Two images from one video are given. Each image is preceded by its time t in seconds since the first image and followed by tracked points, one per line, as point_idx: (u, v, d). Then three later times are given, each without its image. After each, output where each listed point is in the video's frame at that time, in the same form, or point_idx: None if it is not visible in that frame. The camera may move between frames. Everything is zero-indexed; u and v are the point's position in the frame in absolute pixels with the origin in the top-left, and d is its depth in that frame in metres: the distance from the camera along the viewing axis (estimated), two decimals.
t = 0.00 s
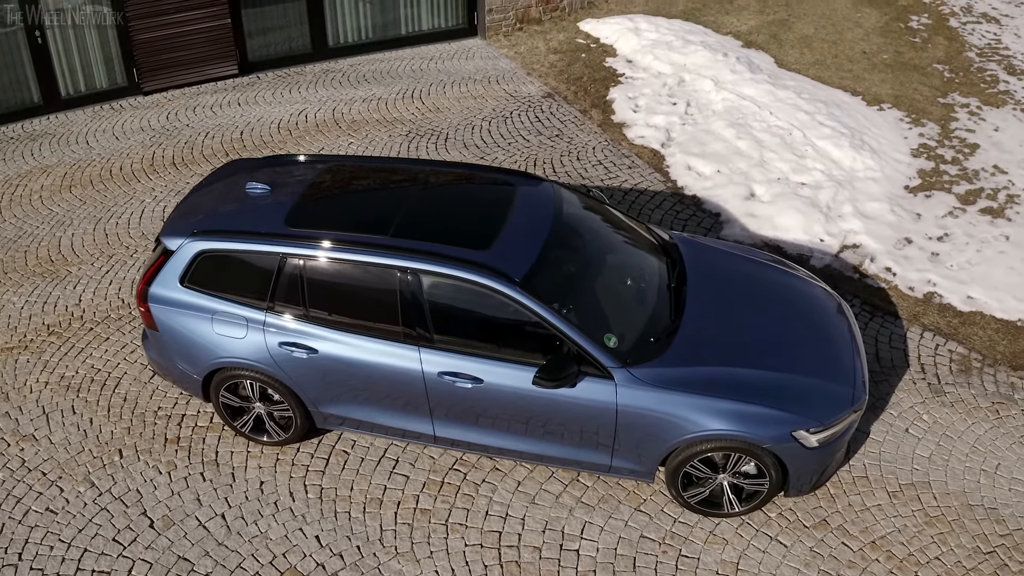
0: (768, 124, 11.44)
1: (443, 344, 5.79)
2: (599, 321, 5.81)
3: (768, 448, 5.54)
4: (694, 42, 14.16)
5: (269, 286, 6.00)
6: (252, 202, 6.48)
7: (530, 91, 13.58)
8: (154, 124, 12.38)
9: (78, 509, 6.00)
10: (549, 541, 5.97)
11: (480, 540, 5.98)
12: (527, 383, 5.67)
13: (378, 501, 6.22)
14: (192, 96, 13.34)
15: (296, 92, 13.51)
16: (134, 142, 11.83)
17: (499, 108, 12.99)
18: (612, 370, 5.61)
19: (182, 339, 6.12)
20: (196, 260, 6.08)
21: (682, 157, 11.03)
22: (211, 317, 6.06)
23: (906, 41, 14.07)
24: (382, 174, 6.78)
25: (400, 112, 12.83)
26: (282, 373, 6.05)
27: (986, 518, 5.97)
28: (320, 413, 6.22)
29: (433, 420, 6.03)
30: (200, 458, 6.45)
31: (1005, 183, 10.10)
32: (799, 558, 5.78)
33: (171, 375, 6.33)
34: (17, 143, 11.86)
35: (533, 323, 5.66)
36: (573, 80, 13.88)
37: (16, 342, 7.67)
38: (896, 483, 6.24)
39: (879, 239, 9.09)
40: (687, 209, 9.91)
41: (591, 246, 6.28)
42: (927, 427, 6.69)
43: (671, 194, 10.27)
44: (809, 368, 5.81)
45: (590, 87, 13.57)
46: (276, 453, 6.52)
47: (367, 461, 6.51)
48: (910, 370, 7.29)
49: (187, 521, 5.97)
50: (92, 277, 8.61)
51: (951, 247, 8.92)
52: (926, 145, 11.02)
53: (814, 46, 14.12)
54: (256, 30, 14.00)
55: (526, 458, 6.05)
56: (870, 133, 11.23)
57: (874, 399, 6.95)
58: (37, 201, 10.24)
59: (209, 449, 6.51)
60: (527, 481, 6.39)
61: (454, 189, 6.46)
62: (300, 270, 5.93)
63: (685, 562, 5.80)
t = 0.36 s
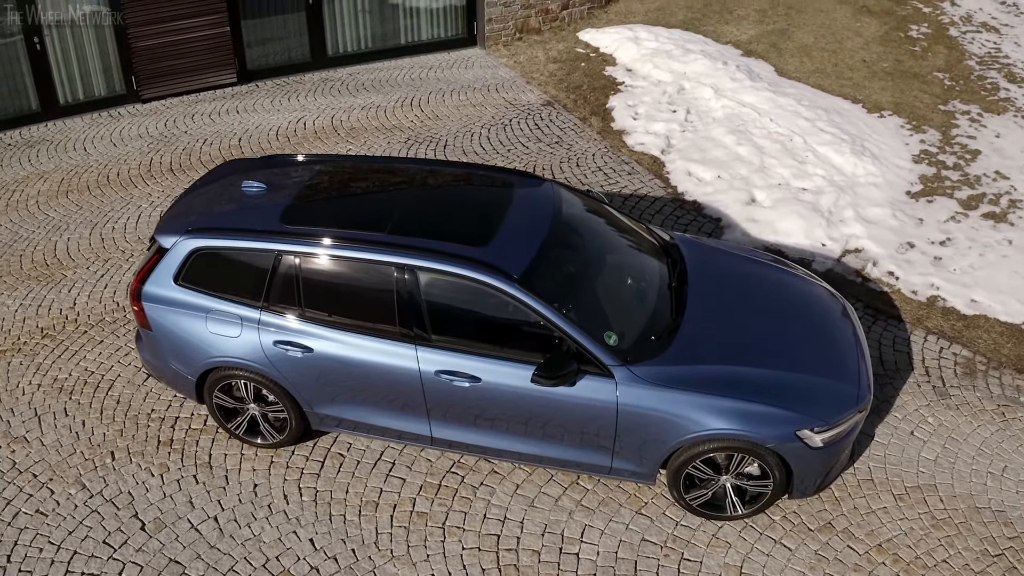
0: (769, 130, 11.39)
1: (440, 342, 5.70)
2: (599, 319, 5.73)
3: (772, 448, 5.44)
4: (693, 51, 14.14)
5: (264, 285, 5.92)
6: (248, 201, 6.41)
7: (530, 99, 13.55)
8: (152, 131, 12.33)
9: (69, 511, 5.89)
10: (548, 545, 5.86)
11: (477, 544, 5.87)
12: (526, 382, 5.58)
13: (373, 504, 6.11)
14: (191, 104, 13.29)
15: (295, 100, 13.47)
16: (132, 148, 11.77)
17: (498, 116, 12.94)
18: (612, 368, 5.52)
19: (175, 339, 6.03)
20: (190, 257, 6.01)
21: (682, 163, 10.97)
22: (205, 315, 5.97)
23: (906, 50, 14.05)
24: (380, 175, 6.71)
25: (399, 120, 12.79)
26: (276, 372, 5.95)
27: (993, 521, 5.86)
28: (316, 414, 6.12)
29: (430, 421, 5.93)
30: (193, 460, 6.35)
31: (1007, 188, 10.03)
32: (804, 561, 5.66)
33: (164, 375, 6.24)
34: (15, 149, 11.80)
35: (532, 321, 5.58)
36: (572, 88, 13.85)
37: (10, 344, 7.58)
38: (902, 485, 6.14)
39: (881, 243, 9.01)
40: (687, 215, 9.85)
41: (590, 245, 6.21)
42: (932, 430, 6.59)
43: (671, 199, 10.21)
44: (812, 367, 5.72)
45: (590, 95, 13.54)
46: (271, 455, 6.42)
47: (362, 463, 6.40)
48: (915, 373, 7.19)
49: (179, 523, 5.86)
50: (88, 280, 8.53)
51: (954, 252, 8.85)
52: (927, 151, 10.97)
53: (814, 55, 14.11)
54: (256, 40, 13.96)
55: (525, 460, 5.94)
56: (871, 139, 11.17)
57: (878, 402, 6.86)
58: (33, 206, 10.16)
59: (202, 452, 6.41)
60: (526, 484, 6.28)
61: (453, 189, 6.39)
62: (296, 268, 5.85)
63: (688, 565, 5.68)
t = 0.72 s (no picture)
0: (769, 138, 11.35)
1: (438, 340, 5.62)
2: (600, 317, 5.65)
3: (776, 448, 5.35)
4: (693, 60, 14.12)
5: (260, 283, 5.84)
6: (245, 202, 6.35)
7: (529, 108, 13.53)
8: (150, 139, 12.28)
9: (59, 514, 5.78)
10: (548, 548, 5.75)
11: (475, 547, 5.76)
12: (525, 380, 5.49)
13: (369, 508, 6.01)
14: (190, 113, 13.24)
15: (294, 109, 13.43)
16: (130, 156, 11.71)
17: (498, 124, 12.91)
18: (613, 366, 5.43)
19: (170, 338, 5.95)
20: (184, 256, 5.94)
21: (683, 170, 10.92)
22: (199, 314, 5.89)
23: (906, 59, 14.04)
24: (379, 177, 6.65)
25: (398, 128, 12.75)
26: (272, 372, 5.86)
27: (1002, 523, 5.76)
28: (311, 415, 6.03)
29: (428, 422, 5.83)
30: (187, 463, 6.24)
31: (1009, 194, 9.97)
32: (809, 565, 5.55)
33: (158, 376, 6.15)
34: (12, 156, 11.74)
35: (531, 318, 5.50)
36: (572, 97, 13.83)
37: (3, 347, 7.49)
38: (908, 489, 6.03)
39: (883, 248, 8.94)
40: (688, 220, 9.78)
41: (590, 244, 6.14)
42: (938, 433, 6.49)
43: (672, 206, 10.14)
44: (816, 366, 5.64)
45: (590, 104, 13.51)
46: (265, 458, 6.32)
47: (359, 466, 6.30)
48: (919, 376, 7.10)
49: (171, 526, 5.75)
50: (83, 285, 8.45)
51: (957, 256, 8.77)
52: (928, 158, 10.92)
53: (814, 65, 14.10)
54: (255, 52, 13.96)
55: (524, 462, 5.84)
56: (872, 147, 11.13)
57: (883, 405, 6.76)
58: (30, 211, 10.09)
59: (196, 455, 6.30)
60: (525, 487, 6.17)
61: (453, 188, 6.33)
62: (292, 265, 5.78)
63: (690, 569, 5.57)
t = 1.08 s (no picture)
0: (770, 145, 11.31)
1: (435, 338, 5.53)
2: (600, 315, 5.57)
3: (781, 447, 5.25)
4: (693, 70, 14.11)
5: (256, 281, 5.77)
6: (241, 201, 6.29)
7: (529, 117, 13.49)
8: (149, 147, 12.22)
9: (50, 515, 5.68)
10: (548, 551, 5.64)
11: (473, 550, 5.65)
12: (524, 378, 5.40)
13: (366, 510, 5.90)
14: (189, 121, 13.18)
15: (293, 117, 13.39)
16: (128, 163, 11.64)
17: (497, 133, 12.87)
18: (613, 364, 5.35)
19: (164, 337, 5.87)
20: (180, 254, 5.87)
21: (683, 177, 10.86)
22: (194, 312, 5.81)
23: (906, 69, 14.03)
24: (378, 178, 6.58)
25: (397, 137, 12.71)
26: (266, 371, 5.78)
27: (1010, 526, 5.65)
28: (307, 416, 5.93)
29: (426, 423, 5.74)
30: (180, 465, 6.14)
31: (1012, 200, 9.91)
32: (814, 567, 5.43)
33: (151, 376, 6.07)
34: (10, 163, 11.68)
35: (531, 315, 5.43)
36: (572, 106, 13.80)
37: None
38: (915, 491, 5.93)
39: (886, 253, 8.87)
40: (688, 226, 9.72)
41: (590, 244, 6.08)
42: (944, 436, 6.39)
43: (672, 212, 10.08)
44: (820, 365, 5.56)
45: (590, 113, 13.48)
46: (260, 461, 6.22)
47: (355, 469, 6.20)
48: (924, 380, 7.01)
49: (163, 528, 5.65)
50: (79, 289, 8.37)
51: (960, 261, 8.70)
52: (930, 165, 10.87)
53: (814, 74, 14.08)
54: (255, 61, 13.92)
55: (522, 464, 5.74)
56: (873, 153, 11.08)
57: (887, 408, 6.67)
58: (26, 217, 10.01)
59: (190, 457, 6.21)
60: (524, 490, 6.07)
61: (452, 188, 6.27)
62: (290, 261, 5.71)
63: (693, 572, 5.45)
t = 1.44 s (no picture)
0: (771, 152, 11.27)
1: (433, 335, 5.45)
2: (601, 311, 5.50)
3: (785, 445, 5.16)
4: (693, 79, 14.10)
5: (251, 279, 5.70)
6: (239, 200, 6.23)
7: (529, 126, 13.47)
8: (147, 155, 12.15)
9: (40, 516, 5.58)
10: (548, 553, 5.52)
11: (471, 552, 5.54)
12: (523, 375, 5.32)
13: (362, 512, 5.80)
14: (188, 130, 13.13)
15: (293, 126, 13.34)
16: (127, 170, 11.56)
17: (497, 141, 12.83)
18: (614, 360, 5.27)
19: (158, 335, 5.79)
20: (176, 251, 5.81)
21: (684, 183, 10.81)
22: (189, 310, 5.74)
23: (906, 78, 14.02)
24: (377, 180, 6.50)
25: (397, 145, 12.67)
26: (262, 370, 5.69)
27: (1019, 527, 5.53)
28: (303, 416, 5.84)
29: (424, 422, 5.64)
30: (174, 467, 6.04)
31: (1015, 206, 9.85)
32: (820, 569, 5.31)
33: (146, 376, 5.98)
34: (8, 170, 11.60)
35: (530, 311, 5.36)
36: (572, 116, 13.77)
37: None
38: (921, 493, 5.82)
39: (888, 258, 8.80)
40: (689, 232, 9.65)
41: (591, 243, 6.02)
42: (950, 438, 6.29)
43: (673, 218, 10.02)
44: (824, 363, 5.48)
45: (590, 122, 13.45)
46: (255, 463, 6.12)
47: (352, 471, 6.10)
48: (929, 382, 6.92)
49: (155, 530, 5.54)
50: (74, 292, 8.29)
51: (963, 266, 8.63)
52: (931, 172, 10.82)
53: (814, 83, 14.07)
54: (255, 73, 13.88)
55: (522, 465, 5.65)
56: (874, 161, 11.04)
57: (892, 410, 6.58)
58: (23, 222, 9.94)
59: (184, 459, 6.11)
60: (524, 492, 5.97)
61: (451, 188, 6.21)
62: (287, 259, 5.64)
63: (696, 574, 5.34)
